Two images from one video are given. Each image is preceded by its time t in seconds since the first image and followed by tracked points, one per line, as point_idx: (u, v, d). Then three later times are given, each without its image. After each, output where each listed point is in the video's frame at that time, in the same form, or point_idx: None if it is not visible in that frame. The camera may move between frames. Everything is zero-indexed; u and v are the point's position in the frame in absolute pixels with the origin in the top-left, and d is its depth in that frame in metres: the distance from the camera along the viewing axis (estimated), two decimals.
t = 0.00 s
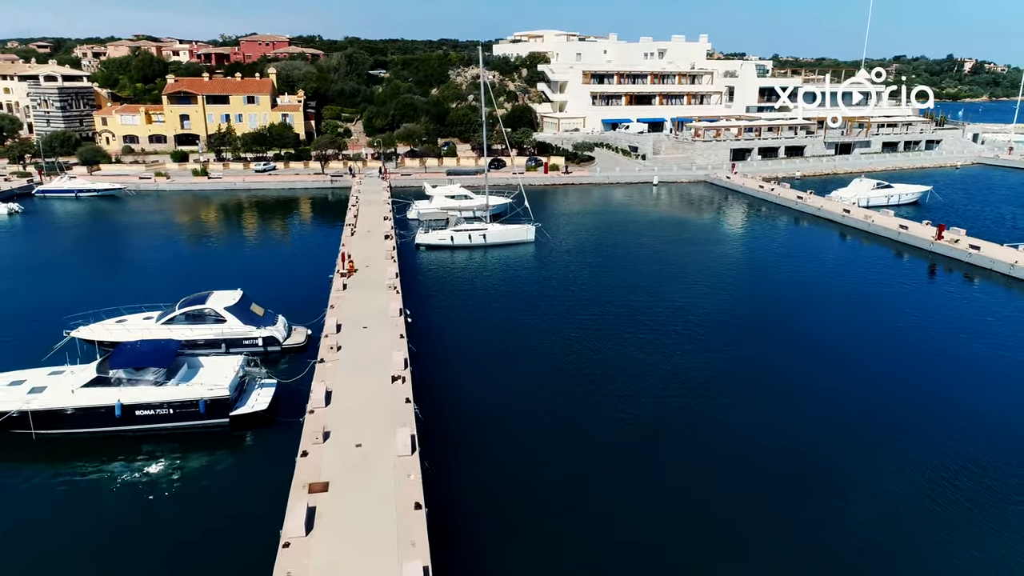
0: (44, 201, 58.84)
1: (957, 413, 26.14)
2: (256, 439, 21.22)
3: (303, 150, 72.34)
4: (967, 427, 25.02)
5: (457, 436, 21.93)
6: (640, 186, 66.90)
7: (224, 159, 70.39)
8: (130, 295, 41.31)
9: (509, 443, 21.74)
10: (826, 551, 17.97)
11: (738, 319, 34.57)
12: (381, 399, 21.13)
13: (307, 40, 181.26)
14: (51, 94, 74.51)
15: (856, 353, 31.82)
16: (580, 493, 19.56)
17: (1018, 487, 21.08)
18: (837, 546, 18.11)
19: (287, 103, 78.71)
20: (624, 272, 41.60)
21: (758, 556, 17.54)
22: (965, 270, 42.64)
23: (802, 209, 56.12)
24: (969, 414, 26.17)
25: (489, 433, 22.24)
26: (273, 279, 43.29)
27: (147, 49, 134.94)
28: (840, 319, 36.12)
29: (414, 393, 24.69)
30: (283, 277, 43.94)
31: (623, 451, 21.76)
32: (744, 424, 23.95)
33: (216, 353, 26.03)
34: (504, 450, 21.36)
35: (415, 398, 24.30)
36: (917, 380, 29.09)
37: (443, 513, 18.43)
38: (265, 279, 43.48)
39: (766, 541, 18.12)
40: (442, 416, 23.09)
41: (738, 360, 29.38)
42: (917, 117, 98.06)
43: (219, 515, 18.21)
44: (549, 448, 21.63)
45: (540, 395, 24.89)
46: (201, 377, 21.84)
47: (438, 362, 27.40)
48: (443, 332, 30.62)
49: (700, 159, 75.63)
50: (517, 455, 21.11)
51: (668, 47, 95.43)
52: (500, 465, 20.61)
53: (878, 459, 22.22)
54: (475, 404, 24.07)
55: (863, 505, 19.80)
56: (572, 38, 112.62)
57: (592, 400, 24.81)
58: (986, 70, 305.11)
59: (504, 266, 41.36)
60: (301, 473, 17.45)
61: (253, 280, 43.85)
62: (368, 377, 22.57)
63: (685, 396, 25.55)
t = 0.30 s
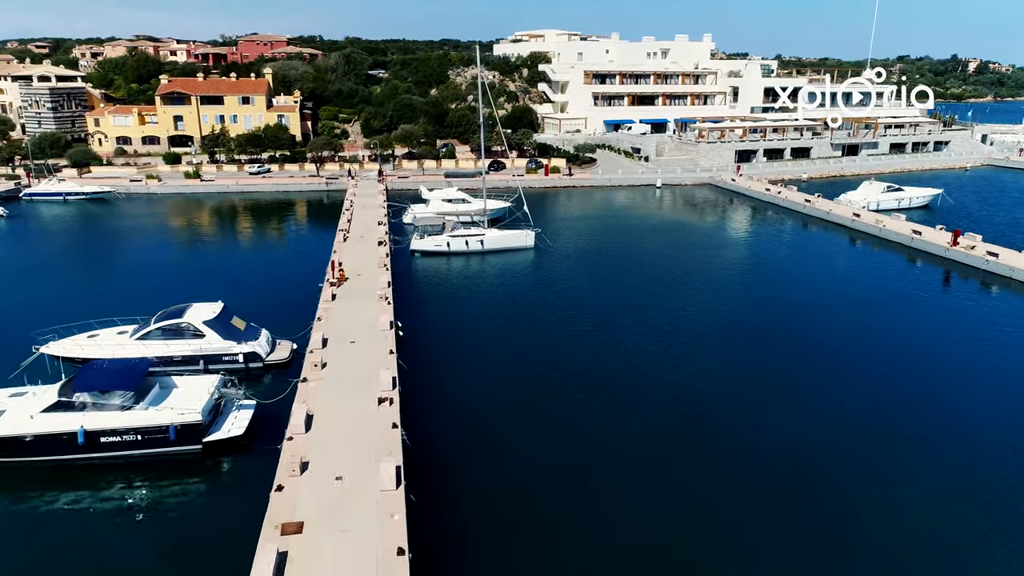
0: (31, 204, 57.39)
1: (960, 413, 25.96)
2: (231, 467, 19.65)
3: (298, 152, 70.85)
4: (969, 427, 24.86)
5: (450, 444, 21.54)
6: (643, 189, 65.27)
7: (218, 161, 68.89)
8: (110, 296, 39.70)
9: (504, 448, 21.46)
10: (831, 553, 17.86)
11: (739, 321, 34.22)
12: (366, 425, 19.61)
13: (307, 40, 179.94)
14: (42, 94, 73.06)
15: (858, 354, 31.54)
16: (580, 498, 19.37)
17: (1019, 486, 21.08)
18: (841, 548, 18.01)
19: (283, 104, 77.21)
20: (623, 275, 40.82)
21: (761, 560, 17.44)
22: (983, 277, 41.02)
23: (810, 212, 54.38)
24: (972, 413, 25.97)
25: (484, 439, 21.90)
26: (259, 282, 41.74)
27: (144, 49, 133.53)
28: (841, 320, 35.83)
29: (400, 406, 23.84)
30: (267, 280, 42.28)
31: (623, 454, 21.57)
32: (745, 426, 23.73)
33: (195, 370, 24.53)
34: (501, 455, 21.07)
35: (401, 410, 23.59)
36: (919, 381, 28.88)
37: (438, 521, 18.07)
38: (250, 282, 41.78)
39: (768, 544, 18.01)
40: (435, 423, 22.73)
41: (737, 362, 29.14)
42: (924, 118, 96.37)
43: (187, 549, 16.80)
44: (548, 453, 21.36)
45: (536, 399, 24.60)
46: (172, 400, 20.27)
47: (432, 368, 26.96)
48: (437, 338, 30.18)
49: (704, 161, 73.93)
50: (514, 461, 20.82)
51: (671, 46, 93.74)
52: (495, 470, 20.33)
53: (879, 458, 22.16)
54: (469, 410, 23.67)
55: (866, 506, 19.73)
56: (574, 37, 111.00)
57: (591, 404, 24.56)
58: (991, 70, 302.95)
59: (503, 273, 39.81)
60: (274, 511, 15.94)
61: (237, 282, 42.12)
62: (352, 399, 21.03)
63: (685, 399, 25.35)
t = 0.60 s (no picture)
0: (18, 208, 55.94)
1: (960, 415, 25.64)
2: (200, 500, 18.07)
3: (293, 154, 69.29)
4: (970, 430, 24.53)
5: (442, 453, 21.00)
6: (646, 192, 63.68)
7: (210, 163, 67.37)
8: (92, 300, 38.24)
9: (497, 455, 21.07)
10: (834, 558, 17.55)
11: (738, 324, 33.80)
12: (348, 455, 18.15)
13: (308, 40, 178.60)
14: (33, 95, 71.59)
15: (858, 355, 31.20)
16: (577, 504, 19.01)
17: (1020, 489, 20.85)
18: (844, 553, 17.71)
19: (278, 105, 75.71)
20: (623, 279, 39.89)
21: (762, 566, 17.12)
22: (1000, 285, 39.46)
23: (819, 216, 52.73)
24: (973, 416, 25.64)
25: (477, 446, 21.47)
26: (248, 287, 40.28)
27: (140, 49, 132.10)
28: (841, 321, 35.47)
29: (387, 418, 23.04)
30: (256, 286, 40.88)
31: (619, 460, 21.25)
32: (743, 430, 23.43)
33: (169, 390, 23.07)
34: (495, 463, 20.68)
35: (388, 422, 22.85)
36: (919, 382, 28.55)
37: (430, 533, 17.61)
38: (237, 287, 40.30)
39: (770, 549, 17.71)
40: (426, 431, 22.21)
41: (736, 365, 28.81)
42: (932, 118, 94.66)
43: None
44: (542, 459, 21.00)
45: (530, 404, 24.21)
46: (139, 428, 18.78)
47: (425, 373, 26.45)
48: (430, 341, 29.67)
49: (708, 163, 72.31)
50: (508, 468, 20.44)
51: (674, 45, 92.04)
52: (487, 478, 19.89)
53: (880, 461, 21.92)
54: (461, 416, 23.20)
55: (867, 509, 19.46)
56: (575, 37, 109.40)
57: (586, 409, 24.20)
58: (996, 70, 300.67)
59: (500, 281, 38.31)
60: (240, 557, 14.38)
61: (224, 287, 40.63)
62: (333, 424, 19.55)
63: (682, 403, 25.02)
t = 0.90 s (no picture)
0: (4, 211, 54.54)
1: (957, 414, 25.59)
2: (163, 539, 16.52)
3: (288, 155, 67.82)
4: (966, 429, 24.50)
5: (434, 459, 20.83)
6: (648, 195, 62.10)
7: (203, 165, 65.92)
8: (68, 304, 36.69)
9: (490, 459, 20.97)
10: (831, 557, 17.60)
11: (737, 325, 33.72)
12: (324, 491, 16.70)
13: (307, 40, 177.19)
14: (23, 96, 70.16)
15: (857, 356, 31.08)
16: (571, 505, 19.01)
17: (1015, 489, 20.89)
18: (840, 552, 17.78)
19: (274, 105, 74.29)
20: (625, 285, 38.76)
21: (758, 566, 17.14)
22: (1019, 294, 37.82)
23: (828, 221, 51.03)
24: (971, 415, 25.57)
25: (471, 450, 21.34)
26: (232, 291, 38.78)
27: (137, 49, 130.73)
28: (842, 321, 35.31)
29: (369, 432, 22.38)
30: (239, 289, 39.27)
31: (615, 460, 21.27)
32: (741, 431, 23.41)
33: (140, 413, 21.54)
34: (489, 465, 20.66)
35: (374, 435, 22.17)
36: (917, 381, 28.49)
37: (425, 539, 17.44)
38: (221, 290, 38.83)
39: (768, 550, 17.70)
40: (420, 437, 22.00)
41: (733, 366, 28.79)
42: (940, 119, 92.95)
43: None
44: (538, 461, 20.99)
45: (526, 408, 24.17)
46: (98, 460, 17.24)
47: (419, 377, 26.28)
48: (425, 345, 29.49)
49: (713, 165, 70.68)
50: (501, 471, 20.38)
51: (677, 45, 90.45)
52: (480, 482, 19.81)
53: (877, 461, 21.93)
54: (456, 420, 23.06)
55: (862, 507, 19.55)
56: (577, 36, 107.78)
57: (582, 411, 24.15)
58: (1000, 70, 298.53)
59: (498, 290, 36.76)
60: None
61: (207, 293, 39.14)
62: (312, 455, 18.05)
63: (678, 404, 25.02)
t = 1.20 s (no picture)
0: None
1: (957, 416, 25.58)
2: None
3: (282, 158, 66.30)
4: (966, 431, 24.47)
5: (428, 464, 20.64)
6: (651, 198, 60.56)
7: (195, 168, 64.40)
8: (44, 306, 35.09)
9: (487, 463, 20.83)
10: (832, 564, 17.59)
11: (739, 326, 33.59)
12: (298, 533, 15.25)
13: (308, 40, 175.65)
14: (12, 97, 68.64)
15: (857, 355, 30.97)
16: (571, 510, 18.90)
17: (1014, 493, 20.92)
18: (841, 558, 17.76)
19: (269, 106, 72.82)
20: (626, 291, 37.69)
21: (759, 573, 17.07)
22: None
23: (836, 225, 49.52)
24: (970, 416, 25.55)
25: (466, 455, 21.17)
26: (213, 292, 37.02)
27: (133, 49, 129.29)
28: (843, 321, 35.18)
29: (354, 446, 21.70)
30: (220, 290, 37.46)
31: (614, 464, 21.17)
32: (740, 433, 23.38)
33: (107, 439, 20.04)
34: (485, 469, 20.54)
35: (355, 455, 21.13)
36: (918, 381, 28.40)
37: (419, 547, 17.22)
38: (201, 292, 37.03)
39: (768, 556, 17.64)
40: (413, 443, 21.75)
41: (734, 366, 28.70)
42: (948, 119, 91.17)
43: None
44: (536, 465, 20.90)
45: (523, 411, 24.03)
46: (53, 498, 15.69)
47: (413, 382, 26.07)
48: (421, 349, 29.31)
49: (717, 167, 69.08)
50: (498, 476, 20.25)
51: (680, 45, 88.88)
52: (476, 486, 19.66)
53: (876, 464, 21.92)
54: (452, 425, 22.88)
55: (863, 512, 19.56)
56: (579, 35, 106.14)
57: (581, 416, 23.94)
58: (1005, 69, 296.25)
59: (495, 300, 35.23)
60: None
61: (186, 294, 37.31)
62: (287, 491, 16.54)
63: (679, 407, 24.89)
